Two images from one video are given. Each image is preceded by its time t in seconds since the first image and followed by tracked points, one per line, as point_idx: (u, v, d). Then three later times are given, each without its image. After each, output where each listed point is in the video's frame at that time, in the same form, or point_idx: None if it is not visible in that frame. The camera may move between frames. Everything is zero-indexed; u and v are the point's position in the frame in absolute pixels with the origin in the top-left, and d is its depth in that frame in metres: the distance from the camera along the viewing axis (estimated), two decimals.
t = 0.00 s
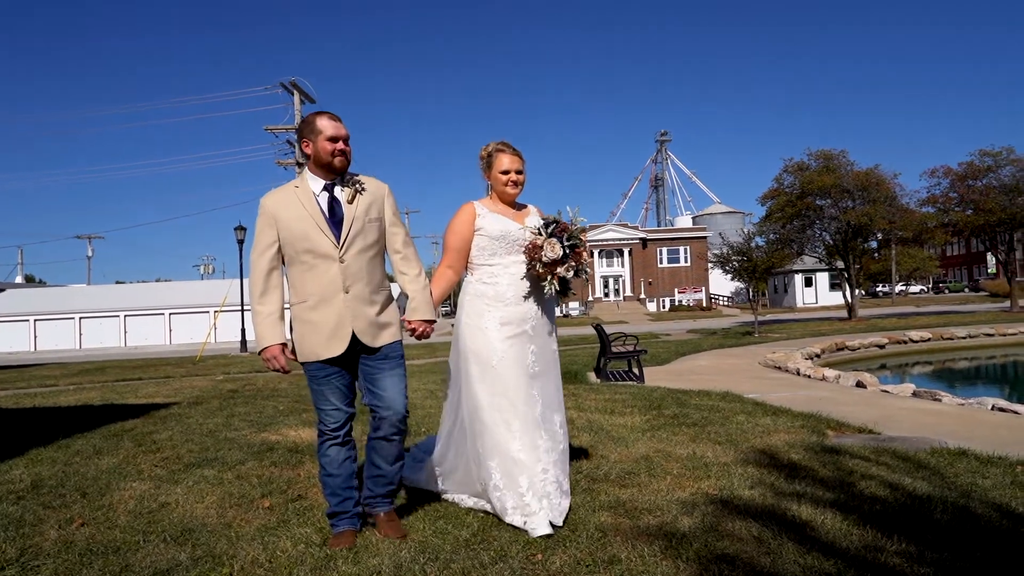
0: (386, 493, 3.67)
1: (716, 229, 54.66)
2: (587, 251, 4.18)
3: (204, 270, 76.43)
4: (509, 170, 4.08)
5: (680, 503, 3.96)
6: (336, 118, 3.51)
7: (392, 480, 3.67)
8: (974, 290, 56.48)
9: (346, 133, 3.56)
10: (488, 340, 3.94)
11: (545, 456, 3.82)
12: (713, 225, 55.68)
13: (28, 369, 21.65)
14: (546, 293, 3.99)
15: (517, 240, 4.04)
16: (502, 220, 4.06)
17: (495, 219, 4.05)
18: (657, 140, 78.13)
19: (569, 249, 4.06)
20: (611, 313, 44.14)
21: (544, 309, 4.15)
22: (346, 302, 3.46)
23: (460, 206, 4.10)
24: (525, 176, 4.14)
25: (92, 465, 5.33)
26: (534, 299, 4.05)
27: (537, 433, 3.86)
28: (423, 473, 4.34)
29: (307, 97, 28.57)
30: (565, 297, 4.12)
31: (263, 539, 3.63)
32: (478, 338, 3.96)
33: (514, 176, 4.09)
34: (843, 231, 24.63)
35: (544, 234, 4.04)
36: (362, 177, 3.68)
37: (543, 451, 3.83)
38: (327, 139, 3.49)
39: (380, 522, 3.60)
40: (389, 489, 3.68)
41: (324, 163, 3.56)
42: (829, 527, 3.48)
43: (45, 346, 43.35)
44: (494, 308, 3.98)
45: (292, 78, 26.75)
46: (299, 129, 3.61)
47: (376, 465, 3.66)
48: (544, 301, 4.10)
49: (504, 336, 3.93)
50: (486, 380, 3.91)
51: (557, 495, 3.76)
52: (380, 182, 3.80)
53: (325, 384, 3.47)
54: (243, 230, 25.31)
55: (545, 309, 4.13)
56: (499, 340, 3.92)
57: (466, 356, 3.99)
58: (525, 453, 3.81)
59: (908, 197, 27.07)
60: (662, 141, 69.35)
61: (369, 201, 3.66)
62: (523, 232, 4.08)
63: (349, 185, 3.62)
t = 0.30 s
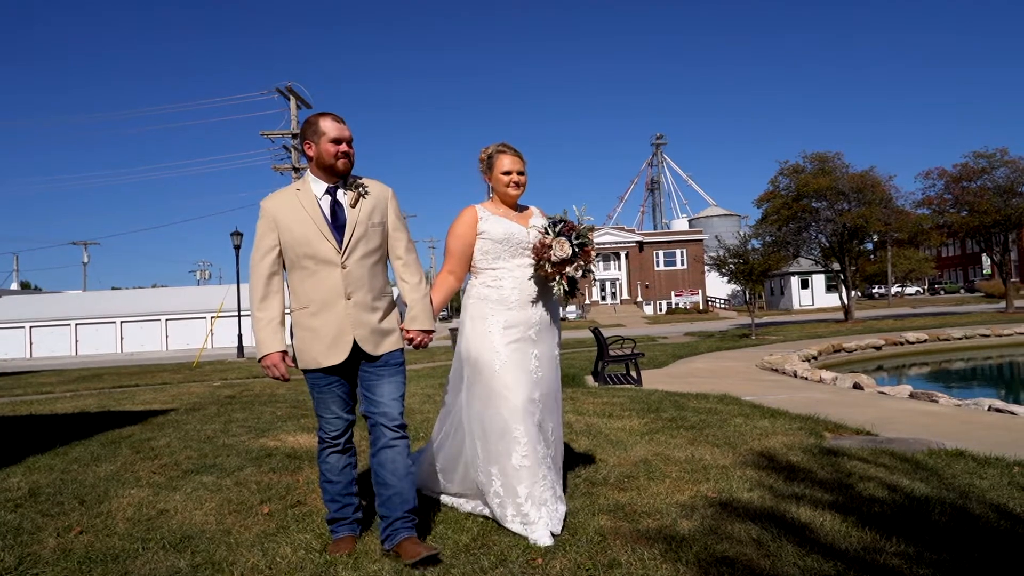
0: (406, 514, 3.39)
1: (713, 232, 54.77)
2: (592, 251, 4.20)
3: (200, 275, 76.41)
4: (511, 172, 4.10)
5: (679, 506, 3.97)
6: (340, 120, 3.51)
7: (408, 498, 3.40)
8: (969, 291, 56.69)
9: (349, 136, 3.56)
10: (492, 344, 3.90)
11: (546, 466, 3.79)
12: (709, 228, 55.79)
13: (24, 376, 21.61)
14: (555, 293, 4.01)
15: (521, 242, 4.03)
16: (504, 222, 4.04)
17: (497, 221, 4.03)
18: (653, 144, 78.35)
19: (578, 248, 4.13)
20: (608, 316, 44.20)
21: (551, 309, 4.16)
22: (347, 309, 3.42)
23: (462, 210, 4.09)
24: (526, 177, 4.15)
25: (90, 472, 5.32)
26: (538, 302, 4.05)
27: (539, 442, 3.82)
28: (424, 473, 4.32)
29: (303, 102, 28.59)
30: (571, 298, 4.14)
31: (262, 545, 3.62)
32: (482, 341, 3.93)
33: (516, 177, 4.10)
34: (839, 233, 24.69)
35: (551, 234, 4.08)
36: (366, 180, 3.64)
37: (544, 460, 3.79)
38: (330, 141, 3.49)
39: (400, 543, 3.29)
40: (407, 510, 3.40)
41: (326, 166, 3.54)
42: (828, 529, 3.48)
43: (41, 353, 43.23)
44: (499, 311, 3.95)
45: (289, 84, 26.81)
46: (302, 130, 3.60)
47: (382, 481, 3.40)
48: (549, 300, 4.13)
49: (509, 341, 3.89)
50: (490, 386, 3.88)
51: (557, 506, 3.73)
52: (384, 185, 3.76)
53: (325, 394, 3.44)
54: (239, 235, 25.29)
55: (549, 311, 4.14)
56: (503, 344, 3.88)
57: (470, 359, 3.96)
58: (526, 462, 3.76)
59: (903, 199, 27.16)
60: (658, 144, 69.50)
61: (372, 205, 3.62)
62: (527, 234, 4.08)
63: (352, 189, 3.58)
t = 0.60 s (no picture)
0: (410, 526, 3.28)
1: (708, 236, 54.90)
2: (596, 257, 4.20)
3: (196, 281, 76.23)
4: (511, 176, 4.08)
5: (678, 511, 3.97)
6: (351, 125, 3.45)
7: (410, 509, 3.31)
8: (965, 294, 56.90)
9: (359, 140, 3.49)
10: (493, 352, 3.89)
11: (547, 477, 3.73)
12: (705, 232, 55.89)
13: (19, 384, 21.49)
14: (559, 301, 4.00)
15: (522, 247, 4.04)
16: (503, 229, 4.06)
17: (497, 228, 4.05)
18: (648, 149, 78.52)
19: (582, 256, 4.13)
20: (605, 321, 44.22)
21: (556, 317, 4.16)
22: (349, 319, 3.36)
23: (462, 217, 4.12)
24: (527, 181, 4.13)
25: (86, 481, 5.30)
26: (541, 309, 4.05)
27: (539, 452, 3.77)
28: (425, 479, 4.32)
29: (299, 109, 28.60)
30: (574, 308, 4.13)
31: (261, 553, 3.62)
32: (483, 349, 3.92)
33: (516, 181, 4.09)
34: (834, 236, 24.76)
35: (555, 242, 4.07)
36: (374, 187, 3.58)
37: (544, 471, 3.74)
38: (339, 145, 3.42)
39: (403, 556, 3.16)
40: (410, 522, 3.29)
41: (335, 170, 3.46)
42: (826, 533, 3.49)
43: (35, 361, 43.06)
44: (501, 320, 3.95)
45: (285, 90, 26.82)
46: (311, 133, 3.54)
47: (383, 494, 3.33)
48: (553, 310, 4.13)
49: (510, 349, 3.89)
50: (490, 395, 3.86)
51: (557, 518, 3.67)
52: (392, 191, 3.70)
53: (324, 405, 3.40)
54: (236, 241, 25.25)
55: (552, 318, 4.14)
56: (504, 353, 3.88)
57: (471, 367, 3.96)
58: (526, 474, 3.70)
59: (897, 202, 27.26)
60: (652, 149, 69.66)
61: (379, 213, 3.56)
62: (528, 239, 4.09)
63: (360, 195, 3.53)
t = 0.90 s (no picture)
0: (405, 545, 3.21)
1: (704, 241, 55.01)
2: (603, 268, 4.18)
3: (192, 287, 76.06)
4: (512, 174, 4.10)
5: (676, 515, 3.97)
6: (369, 127, 3.43)
7: (406, 528, 3.23)
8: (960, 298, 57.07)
9: (379, 144, 3.49)
10: (493, 353, 3.89)
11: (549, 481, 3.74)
12: (701, 237, 56.01)
13: (13, 391, 21.40)
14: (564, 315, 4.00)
15: (520, 245, 4.03)
16: (503, 227, 4.05)
17: (497, 226, 4.03)
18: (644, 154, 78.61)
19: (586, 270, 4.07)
20: (601, 326, 44.24)
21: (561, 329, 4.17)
22: (353, 327, 3.31)
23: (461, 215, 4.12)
24: (528, 179, 4.14)
25: (82, 487, 5.28)
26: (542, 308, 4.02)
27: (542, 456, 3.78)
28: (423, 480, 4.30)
29: (295, 114, 28.60)
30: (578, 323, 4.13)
31: (258, 560, 3.61)
32: (483, 351, 3.91)
33: (517, 180, 4.10)
34: (829, 241, 24.83)
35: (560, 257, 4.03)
36: (388, 193, 3.55)
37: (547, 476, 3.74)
38: (359, 147, 3.41)
39: None
40: (406, 541, 3.22)
41: (352, 172, 3.45)
42: (823, 537, 3.49)
43: (30, 368, 42.87)
44: (501, 321, 3.95)
45: (281, 96, 26.84)
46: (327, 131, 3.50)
47: (380, 510, 3.26)
48: (558, 325, 4.13)
49: (509, 351, 3.89)
50: (492, 398, 3.85)
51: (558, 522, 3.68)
52: (405, 199, 3.67)
53: (325, 415, 3.37)
54: (231, 247, 25.22)
55: (552, 322, 4.10)
56: (505, 354, 3.88)
57: (471, 369, 3.94)
58: (527, 478, 3.70)
59: (892, 207, 27.35)
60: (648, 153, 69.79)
61: (390, 219, 3.52)
62: (528, 238, 4.08)
63: (373, 200, 3.49)
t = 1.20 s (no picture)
0: (407, 555, 3.14)
1: (701, 245, 55.08)
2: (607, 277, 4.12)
3: (188, 291, 75.95)
4: (513, 174, 4.11)
5: (674, 518, 3.98)
6: (394, 126, 3.35)
7: (409, 537, 3.15)
8: (957, 302, 57.20)
9: (402, 145, 3.41)
10: (497, 358, 3.89)
11: (561, 482, 3.70)
12: (698, 241, 56.09)
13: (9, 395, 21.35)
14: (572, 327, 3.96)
15: (522, 249, 4.02)
16: (505, 230, 4.03)
17: (499, 229, 4.03)
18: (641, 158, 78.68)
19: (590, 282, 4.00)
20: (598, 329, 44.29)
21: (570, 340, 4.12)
22: (364, 326, 3.21)
23: (463, 217, 4.12)
24: (530, 179, 4.15)
25: (80, 491, 5.27)
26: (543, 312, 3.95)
27: (554, 458, 3.74)
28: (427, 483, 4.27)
29: (293, 118, 28.58)
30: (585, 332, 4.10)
31: (257, 564, 3.61)
32: (488, 356, 3.91)
33: (518, 180, 4.11)
34: (826, 244, 24.89)
35: (562, 270, 3.97)
36: (405, 192, 3.45)
37: (559, 477, 3.71)
38: (384, 147, 3.32)
39: None
40: (407, 551, 3.14)
41: (374, 171, 3.35)
42: (822, 541, 3.50)
43: (26, 372, 42.78)
44: (504, 325, 3.94)
45: (279, 100, 26.85)
46: (348, 128, 3.38)
47: (383, 517, 3.16)
48: (558, 334, 3.96)
49: (514, 355, 3.88)
50: (498, 401, 3.86)
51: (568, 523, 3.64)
52: (422, 200, 3.56)
53: (330, 422, 3.25)
54: (229, 250, 25.21)
55: (553, 330, 3.97)
56: (509, 359, 3.88)
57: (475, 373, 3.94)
58: (538, 480, 3.71)
59: (888, 211, 27.43)
60: (645, 157, 69.87)
61: (406, 218, 3.41)
62: (531, 240, 4.06)
63: (389, 198, 3.39)
